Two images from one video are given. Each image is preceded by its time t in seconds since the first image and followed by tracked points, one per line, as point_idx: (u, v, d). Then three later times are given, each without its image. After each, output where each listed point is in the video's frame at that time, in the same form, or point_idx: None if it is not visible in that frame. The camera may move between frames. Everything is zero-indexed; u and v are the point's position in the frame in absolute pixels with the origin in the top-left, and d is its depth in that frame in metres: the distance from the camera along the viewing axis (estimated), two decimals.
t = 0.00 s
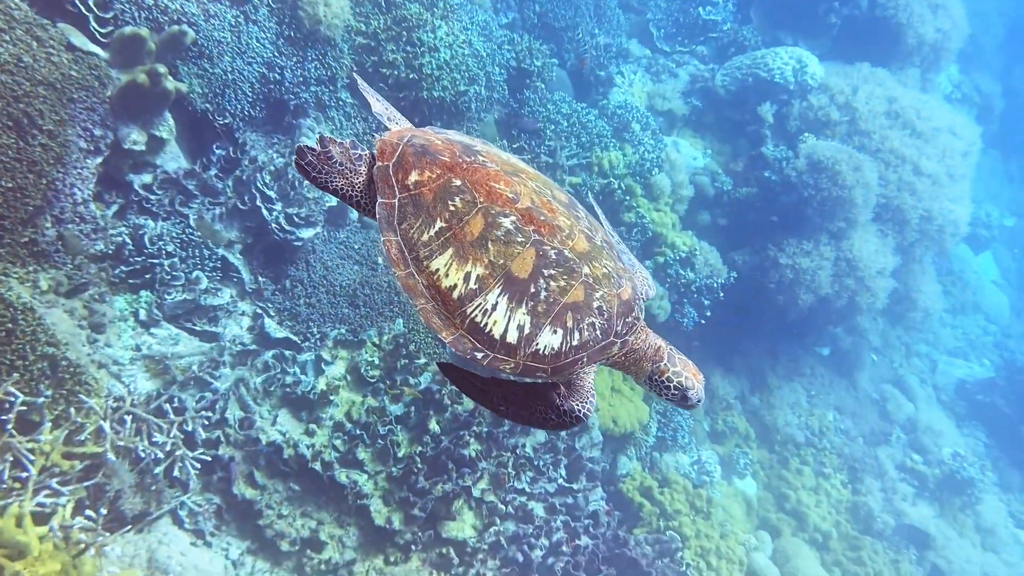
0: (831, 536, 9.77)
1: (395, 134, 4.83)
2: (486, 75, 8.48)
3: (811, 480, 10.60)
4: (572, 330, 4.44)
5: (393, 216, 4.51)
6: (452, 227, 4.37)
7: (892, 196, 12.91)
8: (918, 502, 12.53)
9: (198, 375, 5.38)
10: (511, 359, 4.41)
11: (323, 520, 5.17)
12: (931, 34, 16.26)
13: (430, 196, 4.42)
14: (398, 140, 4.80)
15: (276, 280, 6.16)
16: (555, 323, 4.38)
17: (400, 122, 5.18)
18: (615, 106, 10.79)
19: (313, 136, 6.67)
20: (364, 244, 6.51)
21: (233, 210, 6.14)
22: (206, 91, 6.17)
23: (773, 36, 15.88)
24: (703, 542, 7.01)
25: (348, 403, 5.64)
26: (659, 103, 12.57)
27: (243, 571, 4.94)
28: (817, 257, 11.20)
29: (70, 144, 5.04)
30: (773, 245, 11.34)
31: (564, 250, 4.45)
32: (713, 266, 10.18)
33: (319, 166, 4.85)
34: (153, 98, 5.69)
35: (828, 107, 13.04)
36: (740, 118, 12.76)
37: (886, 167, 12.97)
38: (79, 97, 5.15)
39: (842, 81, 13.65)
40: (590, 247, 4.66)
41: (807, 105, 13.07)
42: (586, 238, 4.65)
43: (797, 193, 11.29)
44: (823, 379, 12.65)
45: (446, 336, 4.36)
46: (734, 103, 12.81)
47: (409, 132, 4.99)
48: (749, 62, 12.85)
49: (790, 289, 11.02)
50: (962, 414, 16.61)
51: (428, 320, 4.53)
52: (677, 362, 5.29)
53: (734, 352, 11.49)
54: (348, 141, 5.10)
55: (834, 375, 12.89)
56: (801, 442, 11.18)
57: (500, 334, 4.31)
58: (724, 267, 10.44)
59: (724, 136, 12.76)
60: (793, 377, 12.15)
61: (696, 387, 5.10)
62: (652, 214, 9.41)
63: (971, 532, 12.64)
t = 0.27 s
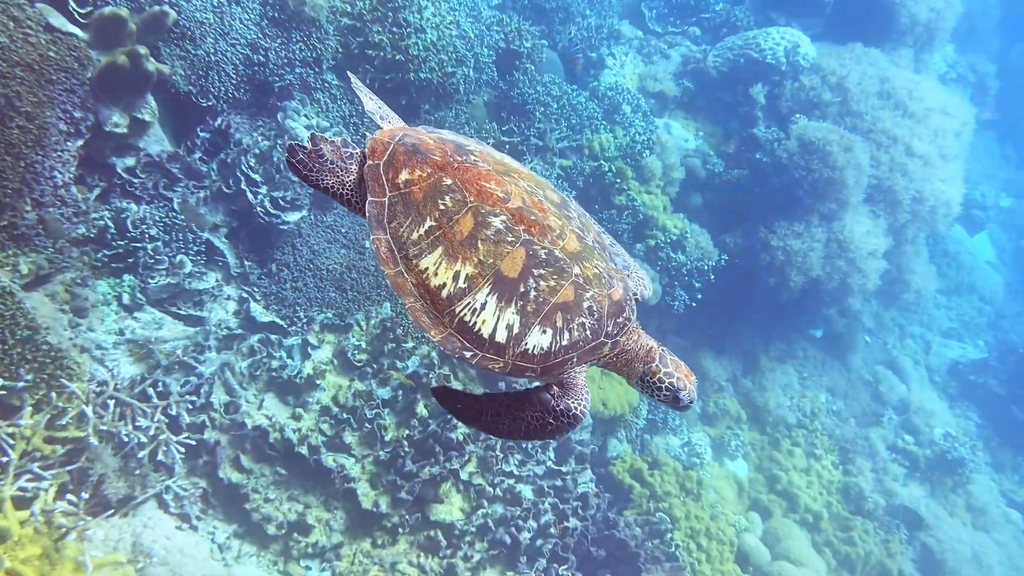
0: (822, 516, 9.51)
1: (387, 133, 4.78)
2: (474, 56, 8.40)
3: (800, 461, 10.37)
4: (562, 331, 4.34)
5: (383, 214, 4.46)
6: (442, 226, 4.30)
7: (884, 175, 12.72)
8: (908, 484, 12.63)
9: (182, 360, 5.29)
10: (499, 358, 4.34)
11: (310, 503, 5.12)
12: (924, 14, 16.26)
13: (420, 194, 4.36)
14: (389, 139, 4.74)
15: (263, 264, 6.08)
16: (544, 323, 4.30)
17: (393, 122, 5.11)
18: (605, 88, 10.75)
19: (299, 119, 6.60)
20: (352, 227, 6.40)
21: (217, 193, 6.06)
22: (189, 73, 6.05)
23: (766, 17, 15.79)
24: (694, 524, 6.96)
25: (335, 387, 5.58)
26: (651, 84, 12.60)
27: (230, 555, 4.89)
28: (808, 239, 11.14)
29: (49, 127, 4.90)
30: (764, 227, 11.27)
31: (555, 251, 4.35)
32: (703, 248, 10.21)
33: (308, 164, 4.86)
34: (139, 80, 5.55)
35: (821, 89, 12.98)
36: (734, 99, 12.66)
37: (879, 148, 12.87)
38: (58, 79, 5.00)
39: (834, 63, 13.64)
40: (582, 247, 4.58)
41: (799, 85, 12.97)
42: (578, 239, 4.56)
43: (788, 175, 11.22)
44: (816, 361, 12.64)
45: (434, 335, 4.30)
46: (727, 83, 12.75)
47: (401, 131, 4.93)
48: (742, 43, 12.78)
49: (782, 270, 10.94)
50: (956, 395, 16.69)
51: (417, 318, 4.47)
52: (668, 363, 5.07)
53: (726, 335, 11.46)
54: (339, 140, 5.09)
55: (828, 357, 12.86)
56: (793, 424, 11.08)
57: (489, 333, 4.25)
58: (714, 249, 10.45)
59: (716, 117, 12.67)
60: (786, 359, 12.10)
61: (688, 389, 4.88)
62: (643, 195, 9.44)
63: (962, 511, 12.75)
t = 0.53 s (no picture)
0: (817, 498, 9.51)
1: (376, 131, 4.68)
2: (464, 39, 8.31)
3: (795, 444, 10.33)
4: (551, 331, 4.28)
5: (371, 212, 4.38)
6: (430, 225, 4.23)
7: (878, 156, 12.52)
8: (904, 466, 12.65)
9: (169, 346, 5.27)
10: (487, 359, 4.29)
11: (300, 489, 5.04)
12: None
13: (408, 192, 4.26)
14: (379, 137, 4.64)
15: (251, 251, 6.00)
16: (532, 323, 4.24)
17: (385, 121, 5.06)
18: (598, 71, 10.75)
19: (285, 103, 6.51)
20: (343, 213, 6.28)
21: (203, 178, 5.98)
22: (173, 57, 5.99)
23: None
24: (687, 508, 6.92)
25: (324, 373, 5.57)
26: (644, 66, 12.61)
27: (218, 541, 4.84)
28: (802, 222, 10.95)
29: (30, 112, 4.80)
30: (757, 209, 11.17)
31: (544, 251, 4.27)
32: (697, 231, 10.15)
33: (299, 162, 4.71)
34: (115, 62, 5.48)
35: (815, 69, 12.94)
36: (728, 82, 12.65)
37: (873, 129, 12.77)
38: (39, 64, 4.88)
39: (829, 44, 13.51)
40: (572, 248, 4.51)
41: (793, 67, 13.02)
42: (568, 239, 4.48)
43: (781, 157, 11.08)
44: (812, 344, 12.63)
45: (421, 335, 4.25)
46: (721, 65, 12.74)
47: (392, 129, 4.83)
48: (736, 23, 12.61)
49: (774, 253, 10.80)
50: (953, 376, 16.76)
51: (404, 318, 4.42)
52: (659, 364, 5.05)
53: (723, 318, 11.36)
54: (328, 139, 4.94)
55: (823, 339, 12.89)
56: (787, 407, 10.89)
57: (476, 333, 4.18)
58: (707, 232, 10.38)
59: (710, 101, 12.80)
60: (780, 343, 11.96)
61: (680, 390, 4.90)
62: (636, 178, 9.43)
63: (958, 492, 12.79)
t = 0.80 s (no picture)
0: (813, 478, 9.67)
1: (368, 127, 4.68)
2: (454, 20, 8.20)
3: (792, 423, 10.40)
4: (539, 328, 4.30)
5: (361, 209, 4.41)
6: (419, 222, 4.26)
7: (874, 134, 12.44)
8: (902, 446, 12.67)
9: (157, 331, 5.19)
10: (476, 354, 4.33)
11: (291, 473, 5.00)
12: None
13: (397, 189, 4.29)
14: (370, 133, 4.65)
15: (240, 236, 5.94)
16: (521, 320, 4.26)
17: (376, 116, 5.17)
18: (590, 51, 10.60)
19: (273, 86, 6.46)
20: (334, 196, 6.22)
21: (191, 163, 5.92)
22: (159, 40, 5.92)
23: None
24: (682, 488, 6.93)
25: (314, 357, 5.49)
26: (638, 47, 12.57)
27: (210, 525, 4.80)
28: (798, 201, 10.82)
29: (12, 96, 4.73)
30: (752, 189, 11.01)
31: (532, 248, 4.28)
32: (691, 212, 9.96)
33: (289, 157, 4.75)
34: (100, 45, 5.40)
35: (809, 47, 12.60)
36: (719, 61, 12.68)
37: (868, 107, 12.64)
38: (19, 46, 4.79)
39: (822, 21, 13.28)
40: (562, 243, 4.49)
41: (788, 44, 12.67)
42: (558, 235, 4.46)
43: (775, 136, 10.92)
44: (809, 325, 12.58)
45: (410, 331, 4.31)
46: (715, 43, 12.71)
47: (384, 125, 4.83)
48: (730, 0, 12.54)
49: (770, 234, 10.64)
50: (953, 355, 16.75)
51: (394, 313, 4.47)
52: (650, 363, 4.99)
53: (717, 301, 11.21)
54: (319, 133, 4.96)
55: (821, 320, 12.86)
56: (785, 387, 10.98)
57: (465, 329, 4.22)
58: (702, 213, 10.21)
59: (705, 80, 12.69)
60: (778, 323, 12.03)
61: (670, 388, 4.85)
62: (628, 160, 9.19)
63: (956, 472, 12.92)
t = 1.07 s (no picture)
0: (811, 455, 9.66)
1: (358, 118, 4.62)
2: None
3: (789, 401, 10.35)
4: (529, 320, 4.26)
5: (350, 200, 4.36)
6: (408, 214, 4.20)
7: (870, 109, 12.36)
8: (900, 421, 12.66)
9: (146, 314, 5.10)
10: (465, 347, 4.29)
11: (283, 455, 4.96)
12: None
13: (387, 180, 4.23)
14: (360, 124, 4.58)
15: (229, 218, 5.87)
16: (510, 312, 4.22)
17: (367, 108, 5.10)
18: (582, 28, 10.56)
19: (260, 67, 6.31)
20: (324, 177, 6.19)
21: (178, 144, 5.85)
22: (142, 20, 5.83)
23: None
24: (678, 466, 6.91)
25: (304, 339, 5.42)
26: (632, 24, 12.91)
27: (203, 507, 4.81)
28: (793, 177, 10.75)
29: None
30: (747, 166, 10.98)
31: (522, 240, 4.24)
32: (686, 190, 9.90)
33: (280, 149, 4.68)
34: (85, 26, 5.27)
35: (803, 21, 12.27)
36: (715, 38, 12.52)
37: (864, 81, 12.48)
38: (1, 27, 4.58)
39: None
40: (552, 236, 4.45)
41: (782, 19, 12.26)
42: (548, 227, 4.42)
43: (770, 112, 10.83)
44: (808, 303, 12.49)
45: (399, 323, 4.26)
46: (709, 20, 12.64)
47: (374, 117, 4.78)
48: None
49: (765, 210, 10.59)
50: (953, 331, 16.78)
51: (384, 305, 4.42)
52: (640, 355, 4.92)
53: (713, 279, 11.12)
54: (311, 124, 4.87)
55: (820, 297, 12.83)
56: (782, 364, 10.86)
57: (455, 321, 4.18)
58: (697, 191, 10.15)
59: (700, 58, 12.58)
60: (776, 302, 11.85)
61: (660, 380, 4.75)
62: (623, 139, 9.14)
63: (954, 446, 12.96)
